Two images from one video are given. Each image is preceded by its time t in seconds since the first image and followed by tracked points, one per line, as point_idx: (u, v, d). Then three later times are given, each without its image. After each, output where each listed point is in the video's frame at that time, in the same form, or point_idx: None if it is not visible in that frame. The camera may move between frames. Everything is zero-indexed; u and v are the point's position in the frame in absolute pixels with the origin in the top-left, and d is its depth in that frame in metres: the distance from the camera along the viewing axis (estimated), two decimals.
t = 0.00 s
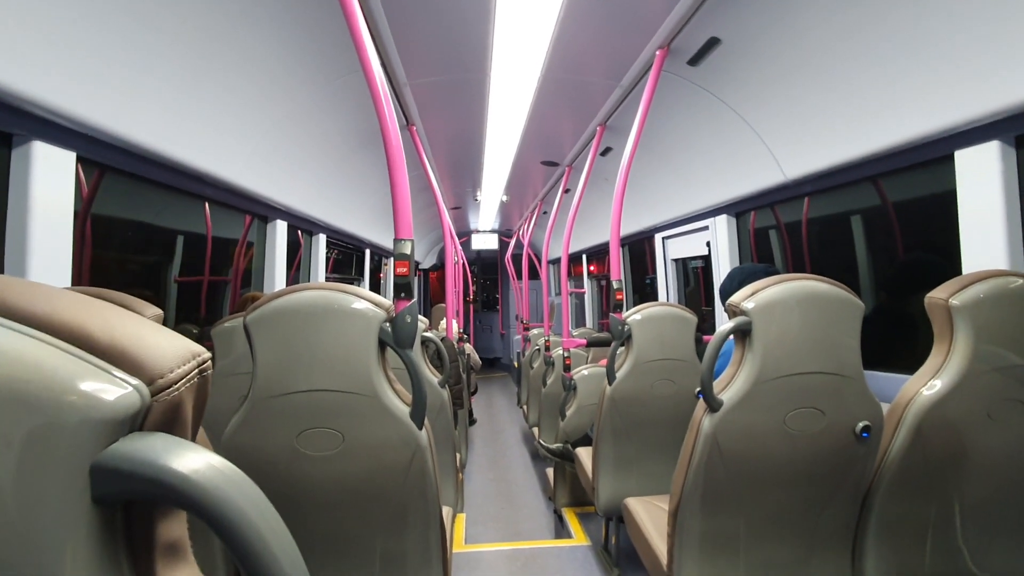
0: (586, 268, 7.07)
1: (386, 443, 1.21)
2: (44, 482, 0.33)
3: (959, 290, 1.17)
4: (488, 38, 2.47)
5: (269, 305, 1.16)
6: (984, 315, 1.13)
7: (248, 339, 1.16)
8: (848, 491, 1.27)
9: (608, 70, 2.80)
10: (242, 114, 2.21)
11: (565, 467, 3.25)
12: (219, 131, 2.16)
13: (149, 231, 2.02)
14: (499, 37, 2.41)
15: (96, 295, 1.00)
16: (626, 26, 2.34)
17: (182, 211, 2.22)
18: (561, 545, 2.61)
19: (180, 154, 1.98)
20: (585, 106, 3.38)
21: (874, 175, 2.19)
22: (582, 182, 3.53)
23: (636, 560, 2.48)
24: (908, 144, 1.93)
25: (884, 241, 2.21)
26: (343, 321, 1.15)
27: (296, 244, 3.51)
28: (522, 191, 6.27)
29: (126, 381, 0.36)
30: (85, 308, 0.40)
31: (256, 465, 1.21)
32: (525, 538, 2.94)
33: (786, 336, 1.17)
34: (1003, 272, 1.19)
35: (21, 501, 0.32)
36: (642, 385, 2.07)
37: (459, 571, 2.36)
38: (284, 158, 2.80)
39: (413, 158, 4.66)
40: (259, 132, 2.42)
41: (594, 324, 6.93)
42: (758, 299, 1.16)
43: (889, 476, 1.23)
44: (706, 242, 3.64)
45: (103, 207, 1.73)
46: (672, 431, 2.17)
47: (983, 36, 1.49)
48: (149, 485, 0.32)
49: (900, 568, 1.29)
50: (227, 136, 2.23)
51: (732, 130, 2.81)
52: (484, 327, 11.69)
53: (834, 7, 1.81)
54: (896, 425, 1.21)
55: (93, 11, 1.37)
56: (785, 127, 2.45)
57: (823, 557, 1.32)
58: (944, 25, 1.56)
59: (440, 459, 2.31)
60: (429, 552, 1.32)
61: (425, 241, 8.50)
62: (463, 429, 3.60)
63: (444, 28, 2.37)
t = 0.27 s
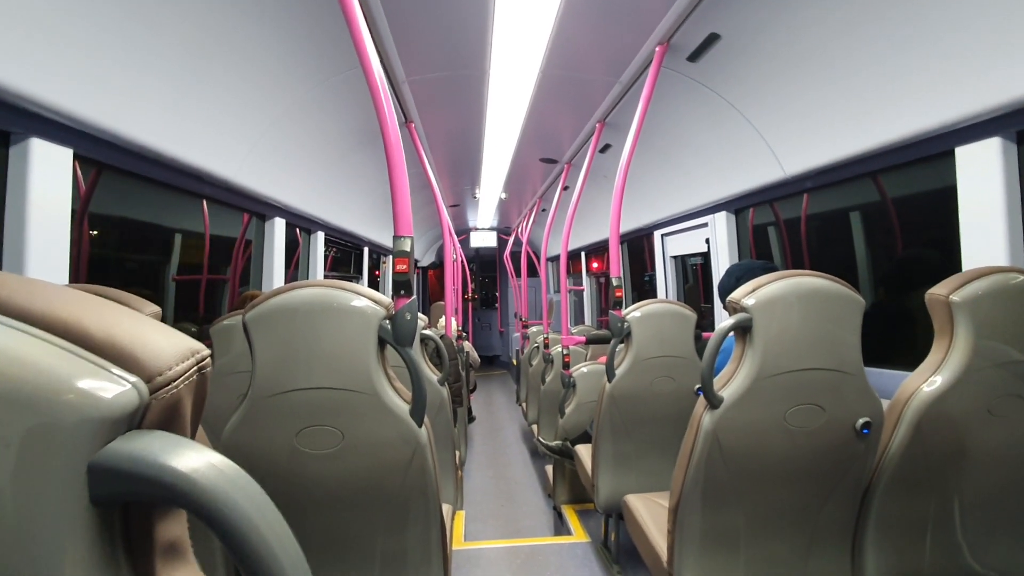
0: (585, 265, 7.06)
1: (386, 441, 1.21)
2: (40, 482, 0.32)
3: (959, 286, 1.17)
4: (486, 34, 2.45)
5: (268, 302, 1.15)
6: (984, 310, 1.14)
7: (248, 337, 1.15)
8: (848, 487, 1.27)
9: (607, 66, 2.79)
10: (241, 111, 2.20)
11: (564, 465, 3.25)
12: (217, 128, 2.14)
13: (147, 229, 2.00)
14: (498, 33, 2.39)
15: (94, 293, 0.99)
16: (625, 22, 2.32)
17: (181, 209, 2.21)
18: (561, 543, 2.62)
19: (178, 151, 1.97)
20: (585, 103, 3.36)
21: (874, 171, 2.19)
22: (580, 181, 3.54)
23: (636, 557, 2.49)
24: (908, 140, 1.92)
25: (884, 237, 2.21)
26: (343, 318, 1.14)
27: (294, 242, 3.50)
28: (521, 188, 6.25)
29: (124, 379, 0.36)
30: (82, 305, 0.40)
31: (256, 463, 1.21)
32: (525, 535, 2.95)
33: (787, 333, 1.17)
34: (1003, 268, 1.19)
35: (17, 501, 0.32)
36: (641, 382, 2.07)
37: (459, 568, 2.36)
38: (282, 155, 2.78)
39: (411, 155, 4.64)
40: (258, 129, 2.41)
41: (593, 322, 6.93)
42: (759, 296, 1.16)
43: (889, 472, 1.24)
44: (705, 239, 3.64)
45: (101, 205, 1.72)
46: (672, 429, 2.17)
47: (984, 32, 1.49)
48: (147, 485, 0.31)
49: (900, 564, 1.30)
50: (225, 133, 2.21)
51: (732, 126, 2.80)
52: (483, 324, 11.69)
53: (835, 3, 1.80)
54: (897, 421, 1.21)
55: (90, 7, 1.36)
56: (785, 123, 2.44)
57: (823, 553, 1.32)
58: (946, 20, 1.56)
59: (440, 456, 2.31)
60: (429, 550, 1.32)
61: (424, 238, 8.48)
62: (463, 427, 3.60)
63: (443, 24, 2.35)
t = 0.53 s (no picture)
0: (584, 262, 7.06)
1: (385, 436, 1.21)
2: (49, 475, 0.33)
3: (956, 284, 1.18)
4: (485, 31, 2.44)
5: (268, 298, 1.15)
6: (982, 308, 1.14)
7: (248, 332, 1.16)
8: (845, 483, 1.28)
9: (606, 63, 2.78)
10: (239, 107, 2.19)
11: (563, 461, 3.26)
12: (216, 124, 2.13)
13: (145, 225, 2.00)
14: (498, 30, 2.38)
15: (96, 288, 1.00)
16: (625, 19, 2.32)
17: (179, 205, 2.20)
18: (559, 538, 2.64)
19: (177, 147, 1.96)
20: (584, 99, 3.36)
21: (872, 169, 2.19)
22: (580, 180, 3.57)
23: (634, 553, 2.50)
24: (906, 138, 1.93)
25: (881, 235, 2.22)
26: (343, 315, 1.15)
27: (293, 238, 3.49)
28: (520, 185, 6.25)
29: (131, 373, 0.36)
30: (89, 300, 0.40)
31: (256, 458, 1.21)
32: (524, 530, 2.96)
33: (785, 330, 1.17)
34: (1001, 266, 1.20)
35: (27, 492, 0.32)
36: (640, 379, 2.07)
37: (458, 564, 2.38)
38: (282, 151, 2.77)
39: (411, 151, 4.63)
40: (257, 126, 2.40)
41: (592, 319, 6.94)
42: (757, 293, 1.17)
43: (886, 468, 1.25)
44: (704, 236, 3.64)
45: (99, 201, 1.72)
46: (670, 425, 2.18)
47: (983, 29, 1.49)
48: (153, 477, 0.32)
49: (897, 559, 1.31)
50: (224, 129, 2.20)
51: (731, 123, 2.80)
52: (482, 321, 11.70)
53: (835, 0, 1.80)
54: (894, 418, 1.22)
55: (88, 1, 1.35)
56: (784, 121, 2.44)
57: (820, 549, 1.33)
58: (944, 18, 1.56)
59: (439, 453, 2.32)
60: (429, 546, 1.32)
61: (423, 235, 8.47)
62: (462, 423, 3.61)
63: (442, 19, 2.34)
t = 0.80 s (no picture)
0: (580, 258, 7.06)
1: (379, 433, 1.20)
2: (27, 475, 0.32)
3: (951, 282, 1.19)
4: (482, 25, 2.42)
5: (260, 294, 1.14)
6: (975, 306, 1.15)
7: (240, 328, 1.14)
8: (837, 479, 1.29)
9: (603, 58, 2.76)
10: (233, 101, 2.15)
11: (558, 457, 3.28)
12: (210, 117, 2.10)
13: (138, 219, 1.97)
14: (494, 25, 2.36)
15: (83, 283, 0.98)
16: (622, 14, 2.30)
17: (173, 199, 2.17)
18: (553, 534, 2.65)
19: (169, 141, 1.93)
20: (581, 95, 3.34)
21: (867, 167, 2.20)
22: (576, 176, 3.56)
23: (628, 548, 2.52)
24: (901, 136, 1.94)
25: (877, 233, 2.23)
26: (336, 310, 1.13)
27: (287, 233, 3.46)
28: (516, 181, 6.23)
29: (113, 371, 0.35)
30: (70, 295, 0.39)
31: (248, 455, 1.20)
32: (518, 526, 2.98)
33: (780, 327, 1.18)
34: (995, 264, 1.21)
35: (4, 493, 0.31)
36: (635, 375, 2.08)
37: (452, 559, 2.38)
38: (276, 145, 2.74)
39: (406, 146, 4.59)
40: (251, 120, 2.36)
41: (587, 315, 6.96)
42: (752, 290, 1.17)
43: (878, 464, 1.26)
44: (700, 233, 3.65)
45: (90, 194, 1.69)
46: (665, 422, 2.19)
47: (980, 29, 1.49)
48: (136, 477, 0.31)
49: (888, 554, 1.32)
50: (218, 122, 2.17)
51: (727, 120, 2.80)
52: (477, 317, 11.69)
53: None
54: (887, 414, 1.23)
55: None
56: (780, 118, 2.45)
57: (812, 544, 1.35)
58: (942, 17, 1.56)
59: (434, 449, 2.32)
60: (423, 542, 1.32)
61: (418, 230, 8.43)
62: (457, 419, 3.61)
63: (439, 13, 2.32)
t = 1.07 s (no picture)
0: (577, 255, 7.06)
1: (375, 428, 1.20)
2: (20, 469, 0.31)
3: (947, 279, 1.19)
4: (480, 18, 2.40)
5: (256, 287, 1.13)
6: (970, 303, 1.16)
7: (235, 322, 1.13)
8: (831, 475, 1.30)
9: (602, 53, 2.75)
10: (228, 93, 2.12)
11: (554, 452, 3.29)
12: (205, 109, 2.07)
13: (132, 212, 1.94)
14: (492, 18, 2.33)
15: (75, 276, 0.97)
16: (621, 8, 2.28)
17: (168, 192, 2.15)
18: (549, 528, 2.67)
19: (164, 133, 1.91)
20: (580, 90, 3.33)
21: (864, 165, 2.21)
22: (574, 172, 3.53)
23: (623, 542, 2.54)
24: (899, 133, 1.94)
25: (872, 231, 2.25)
26: (333, 305, 1.13)
27: (284, 227, 3.43)
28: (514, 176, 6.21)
29: (107, 364, 0.34)
30: (63, 286, 0.38)
31: (244, 449, 1.19)
32: (514, 521, 2.99)
33: (777, 324, 1.18)
34: (991, 262, 1.22)
35: None
36: (631, 371, 2.09)
37: (447, 553, 2.39)
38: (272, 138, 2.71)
39: (403, 140, 4.56)
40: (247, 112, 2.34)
41: (584, 311, 6.98)
42: (749, 287, 1.17)
43: (872, 460, 1.27)
44: (697, 230, 3.66)
45: (84, 187, 1.66)
46: (662, 418, 2.20)
47: (978, 28, 1.50)
48: (129, 471, 0.30)
49: (881, 549, 1.34)
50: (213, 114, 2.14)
51: (726, 116, 2.80)
52: (474, 313, 11.69)
53: None
54: (882, 411, 1.24)
55: None
56: (779, 115, 2.45)
57: (806, 539, 1.36)
58: (942, 15, 1.56)
59: (431, 444, 2.32)
60: (419, 536, 1.32)
61: (415, 225, 8.39)
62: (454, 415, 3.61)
63: (437, 6, 2.29)
